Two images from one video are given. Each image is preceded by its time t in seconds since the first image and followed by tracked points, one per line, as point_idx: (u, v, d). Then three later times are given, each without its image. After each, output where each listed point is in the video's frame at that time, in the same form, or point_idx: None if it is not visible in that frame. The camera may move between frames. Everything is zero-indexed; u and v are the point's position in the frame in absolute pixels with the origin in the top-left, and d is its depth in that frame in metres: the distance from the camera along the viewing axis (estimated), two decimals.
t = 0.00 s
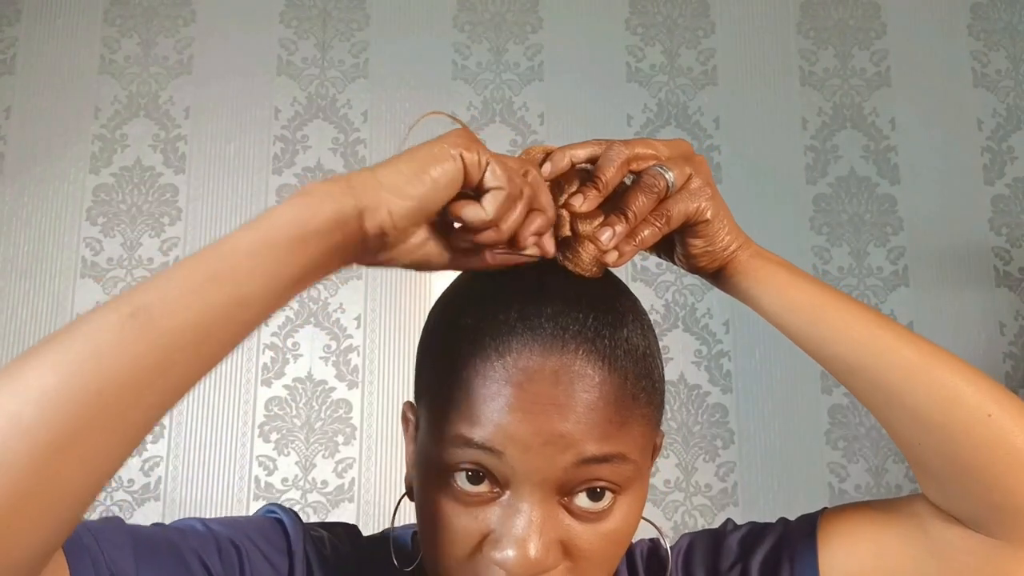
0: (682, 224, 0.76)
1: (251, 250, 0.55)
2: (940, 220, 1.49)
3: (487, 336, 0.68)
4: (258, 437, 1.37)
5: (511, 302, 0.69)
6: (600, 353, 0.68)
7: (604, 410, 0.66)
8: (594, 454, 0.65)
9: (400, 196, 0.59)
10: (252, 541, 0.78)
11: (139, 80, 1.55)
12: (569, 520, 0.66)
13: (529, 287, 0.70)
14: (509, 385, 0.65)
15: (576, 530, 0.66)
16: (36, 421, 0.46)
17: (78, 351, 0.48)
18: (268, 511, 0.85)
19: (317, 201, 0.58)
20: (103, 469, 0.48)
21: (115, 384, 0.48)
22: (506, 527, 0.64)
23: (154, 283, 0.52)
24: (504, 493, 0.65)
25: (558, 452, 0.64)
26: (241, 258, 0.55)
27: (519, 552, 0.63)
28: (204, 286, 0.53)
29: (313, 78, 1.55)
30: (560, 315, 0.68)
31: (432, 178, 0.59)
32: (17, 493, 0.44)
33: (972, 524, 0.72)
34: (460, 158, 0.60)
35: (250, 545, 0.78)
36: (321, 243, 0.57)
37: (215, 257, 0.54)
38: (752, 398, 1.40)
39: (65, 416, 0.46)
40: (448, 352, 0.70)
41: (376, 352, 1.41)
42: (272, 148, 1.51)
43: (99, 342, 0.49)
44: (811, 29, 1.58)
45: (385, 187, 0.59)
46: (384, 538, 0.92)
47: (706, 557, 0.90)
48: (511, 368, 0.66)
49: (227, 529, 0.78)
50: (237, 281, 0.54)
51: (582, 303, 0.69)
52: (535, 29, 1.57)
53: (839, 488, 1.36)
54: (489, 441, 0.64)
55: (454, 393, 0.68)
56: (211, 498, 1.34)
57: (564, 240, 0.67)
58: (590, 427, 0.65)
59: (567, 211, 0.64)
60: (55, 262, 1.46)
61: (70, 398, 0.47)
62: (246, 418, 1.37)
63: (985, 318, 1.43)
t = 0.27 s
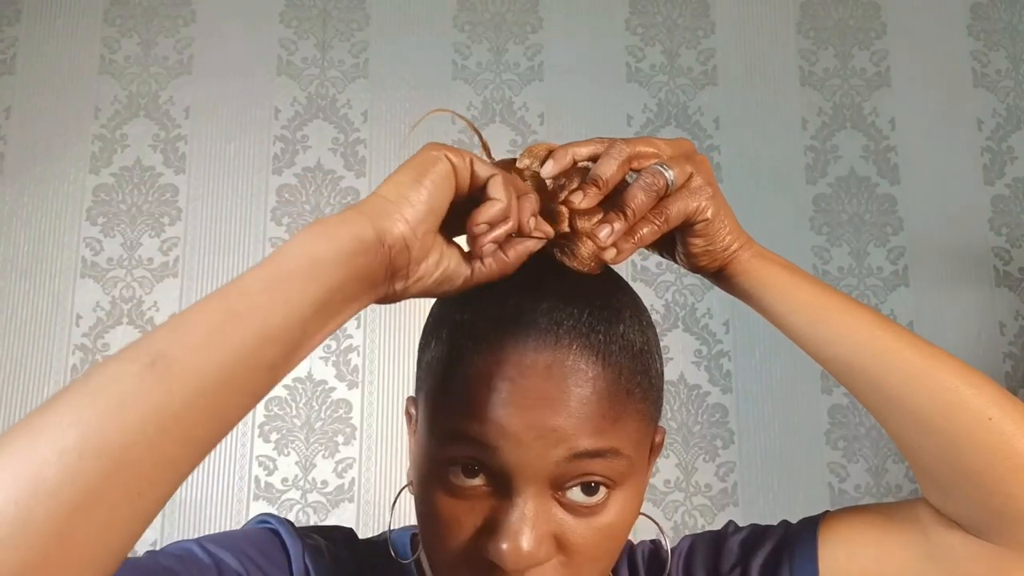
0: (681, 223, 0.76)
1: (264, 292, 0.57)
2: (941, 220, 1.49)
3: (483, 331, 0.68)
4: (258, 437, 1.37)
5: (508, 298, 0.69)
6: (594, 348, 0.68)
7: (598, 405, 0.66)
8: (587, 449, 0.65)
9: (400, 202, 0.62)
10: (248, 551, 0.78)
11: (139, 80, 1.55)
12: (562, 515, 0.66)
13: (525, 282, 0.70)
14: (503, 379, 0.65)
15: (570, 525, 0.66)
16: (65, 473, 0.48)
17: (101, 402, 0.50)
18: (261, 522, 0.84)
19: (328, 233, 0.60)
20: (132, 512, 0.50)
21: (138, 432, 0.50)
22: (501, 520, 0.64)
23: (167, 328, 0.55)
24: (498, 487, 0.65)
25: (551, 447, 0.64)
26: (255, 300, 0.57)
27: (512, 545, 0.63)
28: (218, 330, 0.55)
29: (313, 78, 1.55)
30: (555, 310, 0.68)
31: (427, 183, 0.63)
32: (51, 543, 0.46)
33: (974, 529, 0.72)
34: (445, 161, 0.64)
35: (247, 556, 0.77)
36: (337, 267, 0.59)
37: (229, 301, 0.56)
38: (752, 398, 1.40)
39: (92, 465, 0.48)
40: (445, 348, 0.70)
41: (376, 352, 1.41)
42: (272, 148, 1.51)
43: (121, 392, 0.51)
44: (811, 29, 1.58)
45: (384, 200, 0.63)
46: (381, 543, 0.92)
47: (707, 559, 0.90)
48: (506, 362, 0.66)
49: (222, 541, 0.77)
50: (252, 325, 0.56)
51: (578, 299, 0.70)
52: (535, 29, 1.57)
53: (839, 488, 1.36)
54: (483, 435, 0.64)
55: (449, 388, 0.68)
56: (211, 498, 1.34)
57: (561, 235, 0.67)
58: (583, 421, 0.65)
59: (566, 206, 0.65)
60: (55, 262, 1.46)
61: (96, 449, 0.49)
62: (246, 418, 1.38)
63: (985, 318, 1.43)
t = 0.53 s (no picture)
0: (682, 221, 0.77)
1: (284, 290, 0.56)
2: (940, 220, 1.49)
3: (482, 328, 0.69)
4: (258, 437, 1.37)
5: (507, 295, 0.70)
6: (591, 347, 0.68)
7: (594, 404, 0.66)
8: (583, 447, 0.65)
9: (412, 193, 0.63)
10: (249, 552, 0.77)
11: (140, 80, 1.55)
12: (558, 512, 0.66)
13: (525, 280, 0.71)
14: (500, 377, 0.66)
15: (566, 523, 0.66)
16: (77, 473, 0.47)
17: (116, 401, 0.49)
18: (261, 521, 0.85)
19: (349, 232, 0.59)
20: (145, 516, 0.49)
21: (152, 435, 0.49)
22: (498, 518, 0.65)
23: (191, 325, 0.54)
24: (495, 484, 0.66)
25: (546, 446, 0.64)
26: (275, 298, 0.55)
27: (508, 543, 0.64)
28: (237, 329, 0.54)
29: (313, 78, 1.55)
30: (553, 308, 0.69)
31: (435, 175, 0.64)
32: (62, 545, 0.46)
33: (979, 533, 0.71)
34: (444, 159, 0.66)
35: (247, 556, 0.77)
36: (358, 264, 0.58)
37: (250, 300, 0.55)
38: (752, 397, 1.40)
39: (105, 466, 0.48)
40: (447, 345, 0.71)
41: (376, 352, 1.41)
42: (272, 148, 1.51)
43: (137, 392, 0.50)
44: (811, 30, 1.58)
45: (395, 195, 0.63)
46: (382, 543, 0.93)
47: (707, 559, 0.91)
48: (502, 361, 0.66)
49: (223, 541, 0.77)
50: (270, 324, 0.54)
51: (576, 297, 0.70)
52: (535, 29, 1.57)
53: (839, 488, 1.36)
54: (481, 433, 0.65)
55: (449, 385, 0.68)
56: (212, 498, 1.34)
57: (562, 234, 0.68)
58: (579, 420, 0.65)
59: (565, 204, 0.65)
60: (56, 262, 1.46)
61: (109, 450, 0.48)
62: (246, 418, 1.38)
63: (984, 318, 1.43)
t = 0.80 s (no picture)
0: (678, 219, 0.78)
1: (301, 297, 0.55)
2: (941, 220, 1.48)
3: (471, 330, 0.69)
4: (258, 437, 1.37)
5: (496, 296, 0.71)
6: (579, 348, 0.69)
7: (582, 404, 0.66)
8: (572, 448, 0.65)
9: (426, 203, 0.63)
10: (249, 547, 0.77)
11: (139, 80, 1.55)
12: (549, 514, 0.66)
13: (515, 281, 0.72)
14: (488, 378, 0.66)
15: (557, 524, 0.66)
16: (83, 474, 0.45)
17: (124, 401, 0.48)
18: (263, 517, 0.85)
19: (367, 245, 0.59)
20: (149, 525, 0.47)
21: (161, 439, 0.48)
22: (488, 520, 0.65)
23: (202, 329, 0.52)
24: (485, 486, 0.66)
25: (534, 446, 0.64)
26: (291, 303, 0.55)
27: (499, 546, 0.63)
28: (253, 333, 0.53)
29: (313, 78, 1.55)
30: (542, 308, 0.69)
31: (447, 184, 0.64)
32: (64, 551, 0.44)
33: (980, 533, 0.70)
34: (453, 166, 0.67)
35: (248, 551, 0.77)
36: (374, 274, 0.58)
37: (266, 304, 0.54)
38: (751, 398, 1.40)
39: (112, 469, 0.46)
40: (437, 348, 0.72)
41: (375, 352, 1.41)
42: (272, 148, 1.51)
43: (149, 392, 0.48)
44: (811, 30, 1.58)
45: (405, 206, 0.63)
46: (383, 540, 0.93)
47: (709, 559, 0.91)
48: (490, 362, 0.66)
49: (224, 535, 0.77)
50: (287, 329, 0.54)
51: (564, 297, 0.71)
52: (535, 29, 1.57)
53: (839, 488, 1.36)
54: (469, 435, 0.65)
55: (438, 388, 0.69)
56: (212, 499, 1.34)
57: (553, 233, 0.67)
58: (567, 421, 0.65)
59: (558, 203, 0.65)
60: (56, 262, 1.46)
61: (117, 452, 0.46)
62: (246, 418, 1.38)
63: (985, 318, 1.43)
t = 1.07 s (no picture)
0: (677, 221, 0.78)
1: (330, 300, 0.56)
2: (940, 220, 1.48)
3: (455, 323, 0.71)
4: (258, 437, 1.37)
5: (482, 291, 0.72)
6: (556, 343, 0.69)
7: (554, 399, 0.67)
8: (541, 440, 0.66)
9: (445, 204, 0.65)
10: (259, 548, 0.76)
11: (139, 80, 1.55)
12: (520, 507, 0.66)
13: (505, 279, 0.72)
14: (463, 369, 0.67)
15: (528, 519, 0.66)
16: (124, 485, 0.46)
17: (163, 412, 0.49)
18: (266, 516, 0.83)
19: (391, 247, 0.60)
20: (187, 538, 0.48)
21: (198, 449, 0.49)
22: (457, 509, 0.66)
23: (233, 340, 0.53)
24: (457, 476, 0.67)
25: (501, 436, 0.65)
26: (321, 306, 0.56)
27: (465, 534, 0.64)
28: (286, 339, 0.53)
29: (313, 78, 1.55)
30: (521, 302, 0.70)
31: (464, 184, 0.67)
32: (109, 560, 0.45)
33: (980, 555, 0.69)
34: (468, 164, 0.70)
35: (258, 552, 0.75)
36: (397, 275, 0.59)
37: (298, 309, 0.55)
38: (751, 397, 1.40)
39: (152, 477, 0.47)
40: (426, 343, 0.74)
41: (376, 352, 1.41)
42: (272, 148, 1.51)
43: (187, 401, 0.49)
44: (811, 30, 1.58)
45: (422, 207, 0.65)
46: (382, 540, 0.93)
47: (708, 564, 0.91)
48: (467, 355, 0.68)
49: (235, 536, 0.75)
50: (318, 334, 0.54)
51: (546, 293, 0.71)
52: (535, 29, 1.57)
53: (839, 488, 1.36)
54: (443, 423, 0.67)
55: (422, 381, 0.71)
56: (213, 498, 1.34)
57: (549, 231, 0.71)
58: (538, 414, 0.66)
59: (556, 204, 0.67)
60: (56, 262, 1.46)
61: (156, 463, 0.47)
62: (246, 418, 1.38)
63: (984, 318, 1.43)
